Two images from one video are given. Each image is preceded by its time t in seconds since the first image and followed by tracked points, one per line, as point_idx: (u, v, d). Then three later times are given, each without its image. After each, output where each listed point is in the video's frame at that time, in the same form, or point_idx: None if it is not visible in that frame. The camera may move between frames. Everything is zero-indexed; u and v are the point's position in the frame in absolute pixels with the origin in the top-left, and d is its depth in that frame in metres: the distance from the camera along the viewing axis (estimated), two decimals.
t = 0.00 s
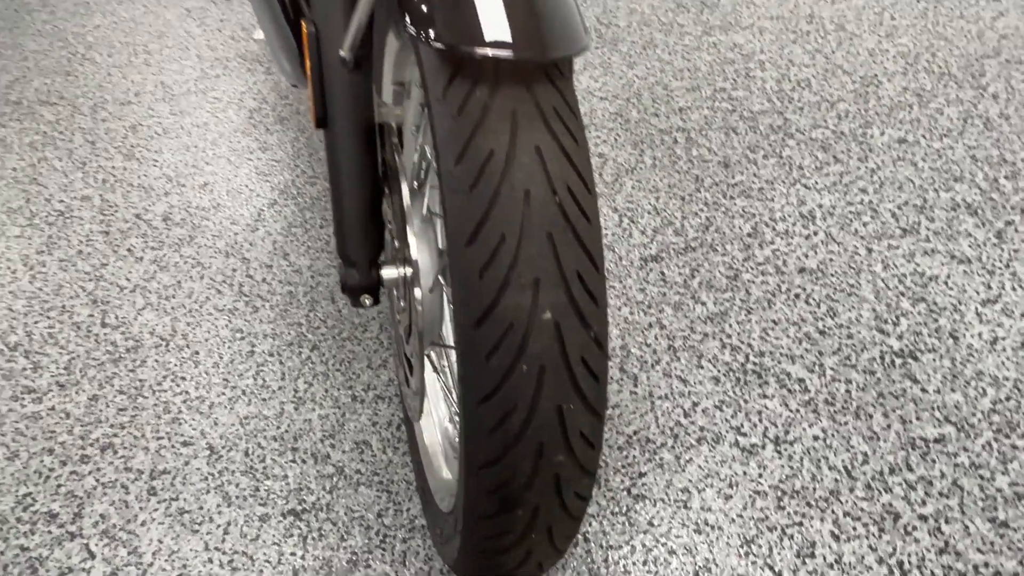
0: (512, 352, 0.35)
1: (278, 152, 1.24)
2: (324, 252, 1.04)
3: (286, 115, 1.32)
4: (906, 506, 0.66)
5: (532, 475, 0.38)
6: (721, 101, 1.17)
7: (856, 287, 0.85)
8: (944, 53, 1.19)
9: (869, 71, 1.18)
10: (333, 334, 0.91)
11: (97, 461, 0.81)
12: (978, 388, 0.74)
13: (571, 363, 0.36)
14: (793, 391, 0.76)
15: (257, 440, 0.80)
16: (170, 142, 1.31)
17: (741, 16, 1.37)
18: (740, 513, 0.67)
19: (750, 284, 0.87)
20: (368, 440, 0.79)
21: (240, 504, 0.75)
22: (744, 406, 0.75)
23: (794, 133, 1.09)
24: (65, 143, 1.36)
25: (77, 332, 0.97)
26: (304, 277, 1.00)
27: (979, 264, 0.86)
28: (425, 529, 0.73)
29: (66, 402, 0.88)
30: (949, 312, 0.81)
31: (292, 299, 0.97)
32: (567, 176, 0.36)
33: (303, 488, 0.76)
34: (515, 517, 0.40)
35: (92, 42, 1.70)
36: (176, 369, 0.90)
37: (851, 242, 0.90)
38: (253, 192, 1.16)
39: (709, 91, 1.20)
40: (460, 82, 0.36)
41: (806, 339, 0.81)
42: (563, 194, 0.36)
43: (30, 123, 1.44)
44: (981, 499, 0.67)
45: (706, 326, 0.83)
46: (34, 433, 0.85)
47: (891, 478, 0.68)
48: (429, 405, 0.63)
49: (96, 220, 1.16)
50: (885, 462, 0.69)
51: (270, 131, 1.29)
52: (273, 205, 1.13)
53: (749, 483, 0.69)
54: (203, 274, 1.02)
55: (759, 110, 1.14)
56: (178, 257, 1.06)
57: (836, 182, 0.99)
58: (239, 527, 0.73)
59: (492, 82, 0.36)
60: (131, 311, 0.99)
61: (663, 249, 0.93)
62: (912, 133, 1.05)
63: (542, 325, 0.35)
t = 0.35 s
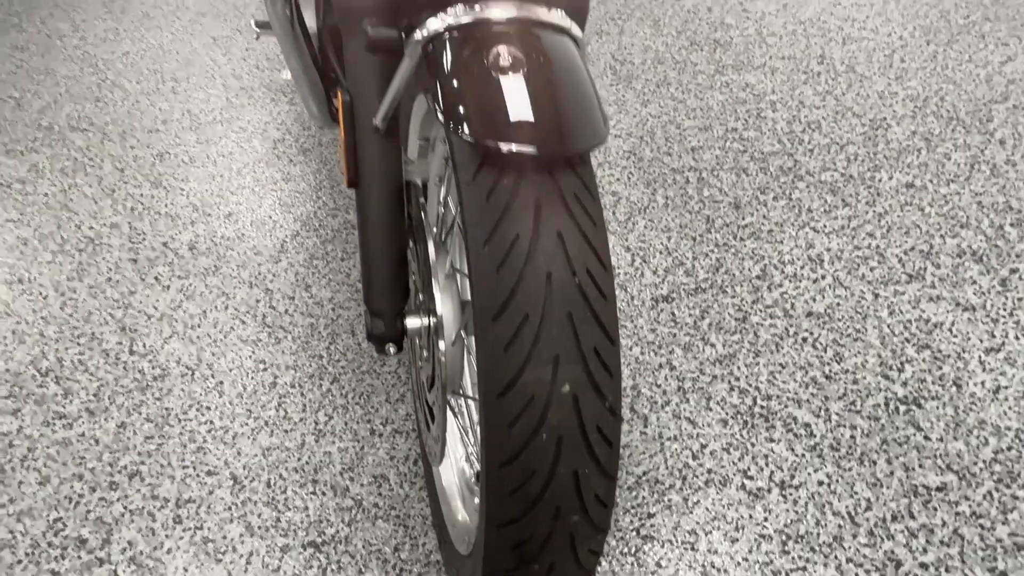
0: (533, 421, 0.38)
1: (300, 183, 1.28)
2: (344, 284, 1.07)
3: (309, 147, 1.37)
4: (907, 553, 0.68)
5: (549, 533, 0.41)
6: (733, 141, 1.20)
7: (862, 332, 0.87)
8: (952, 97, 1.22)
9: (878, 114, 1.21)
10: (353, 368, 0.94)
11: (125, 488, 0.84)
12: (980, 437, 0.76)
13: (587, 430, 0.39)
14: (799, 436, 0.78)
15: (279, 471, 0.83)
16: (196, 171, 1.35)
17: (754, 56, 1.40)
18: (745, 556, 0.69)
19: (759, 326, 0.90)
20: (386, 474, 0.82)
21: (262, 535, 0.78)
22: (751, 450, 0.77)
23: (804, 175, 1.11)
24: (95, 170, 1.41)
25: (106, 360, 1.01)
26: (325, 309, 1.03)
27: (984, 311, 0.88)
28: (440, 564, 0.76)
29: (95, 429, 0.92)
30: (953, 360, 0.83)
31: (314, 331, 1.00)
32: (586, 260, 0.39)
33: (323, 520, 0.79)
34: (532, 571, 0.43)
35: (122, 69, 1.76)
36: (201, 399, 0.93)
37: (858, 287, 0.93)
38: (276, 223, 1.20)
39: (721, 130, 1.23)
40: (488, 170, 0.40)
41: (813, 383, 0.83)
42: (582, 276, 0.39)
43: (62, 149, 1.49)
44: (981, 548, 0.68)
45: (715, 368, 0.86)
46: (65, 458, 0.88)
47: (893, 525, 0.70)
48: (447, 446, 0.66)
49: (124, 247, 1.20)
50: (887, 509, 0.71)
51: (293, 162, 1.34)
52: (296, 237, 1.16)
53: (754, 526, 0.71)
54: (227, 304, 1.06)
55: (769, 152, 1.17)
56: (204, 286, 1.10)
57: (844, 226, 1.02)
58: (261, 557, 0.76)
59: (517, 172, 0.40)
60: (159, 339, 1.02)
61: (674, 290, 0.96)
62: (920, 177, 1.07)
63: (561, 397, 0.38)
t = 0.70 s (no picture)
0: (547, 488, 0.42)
1: (317, 218, 1.32)
2: (360, 320, 1.11)
3: (327, 182, 1.41)
4: None
5: None
6: (738, 182, 1.23)
7: (864, 376, 0.90)
8: (954, 140, 1.25)
9: (882, 156, 1.24)
10: (368, 405, 0.97)
11: (148, 521, 0.87)
12: (977, 485, 0.78)
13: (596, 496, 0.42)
14: (801, 480, 0.80)
15: (296, 507, 0.87)
16: (217, 204, 1.40)
17: (760, 96, 1.44)
18: None
19: (763, 369, 0.92)
20: (400, 511, 0.85)
21: (280, 569, 0.81)
22: (755, 493, 0.79)
23: (808, 217, 1.14)
24: (118, 201, 1.45)
25: (130, 392, 1.04)
26: (341, 345, 1.06)
27: (982, 358, 0.90)
28: None
29: (119, 461, 0.95)
30: (952, 406, 0.85)
31: (331, 366, 1.03)
32: (597, 338, 0.42)
33: (339, 556, 0.82)
34: None
35: (144, 99, 1.81)
36: (221, 433, 0.96)
37: (860, 331, 0.95)
38: (294, 257, 1.23)
39: (728, 171, 1.26)
40: (506, 253, 0.43)
41: (815, 427, 0.85)
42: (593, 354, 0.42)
43: (87, 180, 1.54)
44: None
45: (720, 410, 0.88)
46: (90, 489, 0.92)
47: (892, 571, 0.73)
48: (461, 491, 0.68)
49: (147, 279, 1.24)
50: (886, 555, 0.74)
51: (311, 197, 1.38)
52: (313, 271, 1.20)
53: (757, 570, 0.73)
54: (247, 338, 1.10)
55: (775, 193, 1.20)
56: (224, 320, 1.13)
57: (847, 269, 1.04)
58: None
59: (533, 255, 0.43)
60: (180, 372, 1.06)
61: (680, 331, 0.99)
62: (922, 221, 1.10)
63: (573, 465, 0.42)
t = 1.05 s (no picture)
0: (550, 531, 0.45)
1: (326, 245, 1.35)
2: (367, 347, 1.14)
3: (336, 209, 1.44)
4: None
5: None
6: (737, 213, 1.26)
7: (857, 409, 0.93)
8: (947, 175, 1.28)
9: (876, 190, 1.27)
10: (375, 432, 1.00)
11: (161, 545, 0.90)
12: (966, 518, 0.81)
13: (596, 538, 0.46)
14: (796, 511, 0.83)
15: (306, 533, 0.89)
16: (228, 230, 1.43)
17: (758, 127, 1.47)
18: None
19: (759, 401, 0.95)
20: (406, 538, 0.88)
21: None
22: (750, 524, 0.82)
23: (804, 249, 1.17)
24: (131, 225, 1.49)
25: (143, 417, 1.07)
26: (349, 372, 1.09)
27: (972, 392, 0.93)
28: None
29: (133, 485, 0.97)
30: (942, 440, 0.88)
31: (339, 393, 1.06)
32: (598, 391, 0.45)
33: None
34: None
35: (157, 123, 1.85)
36: (233, 458, 0.99)
37: (854, 364, 0.98)
38: (303, 284, 1.27)
39: (726, 202, 1.29)
40: (515, 310, 0.46)
41: (810, 460, 0.88)
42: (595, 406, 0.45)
43: (100, 204, 1.57)
44: None
45: (717, 441, 0.91)
46: (105, 514, 0.94)
47: None
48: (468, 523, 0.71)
49: (160, 304, 1.27)
50: None
51: (320, 224, 1.41)
52: (322, 298, 1.23)
53: None
54: (257, 364, 1.12)
55: (772, 225, 1.23)
56: (235, 346, 1.16)
57: (841, 302, 1.07)
58: None
59: (540, 313, 0.46)
60: (192, 397, 1.09)
61: (679, 362, 1.01)
62: (915, 255, 1.13)
63: (575, 509, 0.45)
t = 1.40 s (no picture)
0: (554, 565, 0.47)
1: (332, 270, 1.38)
2: (373, 372, 1.16)
3: (342, 234, 1.48)
4: None
5: None
6: (734, 241, 1.29)
7: (851, 437, 0.95)
8: (939, 204, 1.31)
9: (871, 219, 1.30)
10: (381, 456, 1.03)
11: (171, 568, 0.92)
12: (957, 545, 0.83)
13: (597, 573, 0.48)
14: (791, 537, 0.85)
15: (313, 556, 0.91)
16: (236, 253, 1.46)
17: (755, 154, 1.51)
18: None
19: (756, 429, 0.98)
20: (411, 562, 0.90)
21: None
22: (746, 550, 0.84)
23: (800, 277, 1.20)
24: (141, 248, 1.52)
25: (153, 440, 1.09)
26: (356, 396, 1.12)
27: (963, 420, 0.96)
28: None
29: (144, 508, 1.00)
30: (933, 468, 0.91)
31: (345, 418, 1.09)
32: (600, 432, 0.48)
33: None
34: None
35: (166, 146, 1.88)
36: (241, 482, 1.01)
37: (848, 392, 1.01)
38: (310, 308, 1.29)
39: (724, 229, 1.32)
40: (522, 354, 0.49)
41: (804, 487, 0.90)
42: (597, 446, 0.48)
43: (110, 226, 1.60)
44: None
45: (714, 468, 0.93)
46: (116, 536, 0.97)
47: None
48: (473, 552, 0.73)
49: (169, 328, 1.30)
50: None
51: (327, 248, 1.44)
52: (328, 323, 1.26)
53: None
54: (266, 388, 1.15)
55: (769, 252, 1.26)
56: (244, 369, 1.19)
57: (836, 330, 1.10)
58: None
59: (545, 357, 0.49)
60: (202, 421, 1.11)
61: (677, 388, 1.04)
62: (908, 283, 1.16)
63: (577, 545, 0.47)
